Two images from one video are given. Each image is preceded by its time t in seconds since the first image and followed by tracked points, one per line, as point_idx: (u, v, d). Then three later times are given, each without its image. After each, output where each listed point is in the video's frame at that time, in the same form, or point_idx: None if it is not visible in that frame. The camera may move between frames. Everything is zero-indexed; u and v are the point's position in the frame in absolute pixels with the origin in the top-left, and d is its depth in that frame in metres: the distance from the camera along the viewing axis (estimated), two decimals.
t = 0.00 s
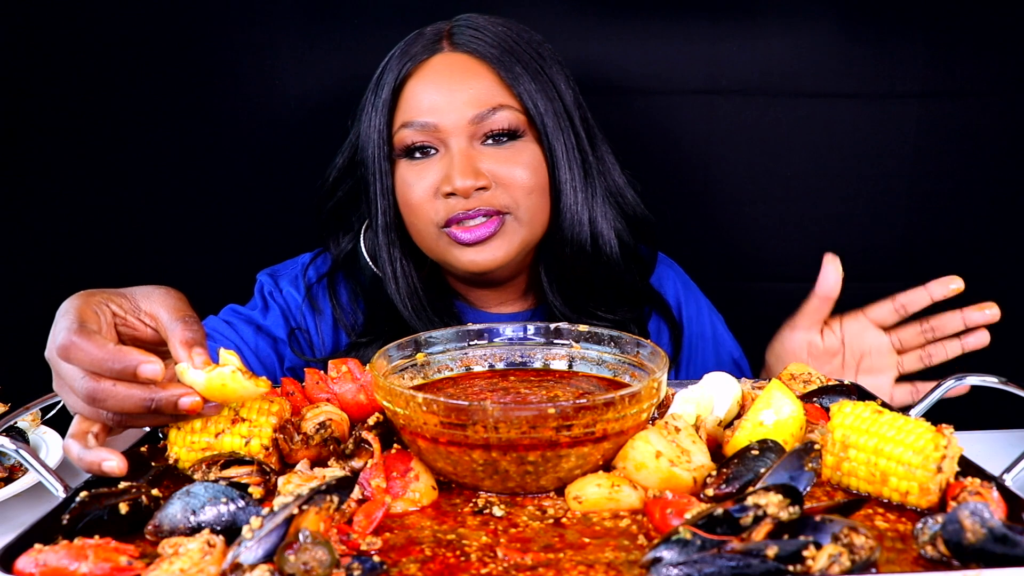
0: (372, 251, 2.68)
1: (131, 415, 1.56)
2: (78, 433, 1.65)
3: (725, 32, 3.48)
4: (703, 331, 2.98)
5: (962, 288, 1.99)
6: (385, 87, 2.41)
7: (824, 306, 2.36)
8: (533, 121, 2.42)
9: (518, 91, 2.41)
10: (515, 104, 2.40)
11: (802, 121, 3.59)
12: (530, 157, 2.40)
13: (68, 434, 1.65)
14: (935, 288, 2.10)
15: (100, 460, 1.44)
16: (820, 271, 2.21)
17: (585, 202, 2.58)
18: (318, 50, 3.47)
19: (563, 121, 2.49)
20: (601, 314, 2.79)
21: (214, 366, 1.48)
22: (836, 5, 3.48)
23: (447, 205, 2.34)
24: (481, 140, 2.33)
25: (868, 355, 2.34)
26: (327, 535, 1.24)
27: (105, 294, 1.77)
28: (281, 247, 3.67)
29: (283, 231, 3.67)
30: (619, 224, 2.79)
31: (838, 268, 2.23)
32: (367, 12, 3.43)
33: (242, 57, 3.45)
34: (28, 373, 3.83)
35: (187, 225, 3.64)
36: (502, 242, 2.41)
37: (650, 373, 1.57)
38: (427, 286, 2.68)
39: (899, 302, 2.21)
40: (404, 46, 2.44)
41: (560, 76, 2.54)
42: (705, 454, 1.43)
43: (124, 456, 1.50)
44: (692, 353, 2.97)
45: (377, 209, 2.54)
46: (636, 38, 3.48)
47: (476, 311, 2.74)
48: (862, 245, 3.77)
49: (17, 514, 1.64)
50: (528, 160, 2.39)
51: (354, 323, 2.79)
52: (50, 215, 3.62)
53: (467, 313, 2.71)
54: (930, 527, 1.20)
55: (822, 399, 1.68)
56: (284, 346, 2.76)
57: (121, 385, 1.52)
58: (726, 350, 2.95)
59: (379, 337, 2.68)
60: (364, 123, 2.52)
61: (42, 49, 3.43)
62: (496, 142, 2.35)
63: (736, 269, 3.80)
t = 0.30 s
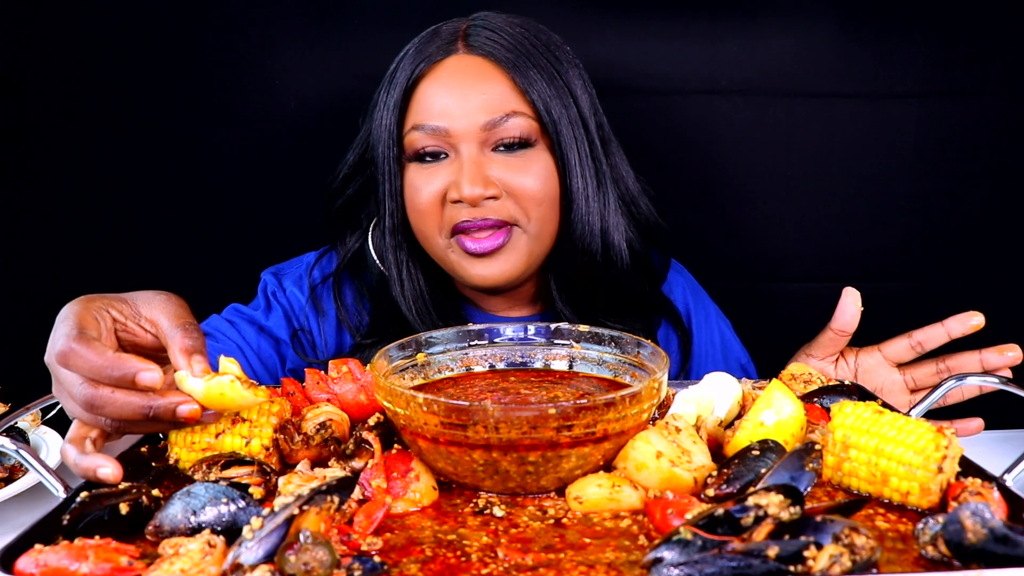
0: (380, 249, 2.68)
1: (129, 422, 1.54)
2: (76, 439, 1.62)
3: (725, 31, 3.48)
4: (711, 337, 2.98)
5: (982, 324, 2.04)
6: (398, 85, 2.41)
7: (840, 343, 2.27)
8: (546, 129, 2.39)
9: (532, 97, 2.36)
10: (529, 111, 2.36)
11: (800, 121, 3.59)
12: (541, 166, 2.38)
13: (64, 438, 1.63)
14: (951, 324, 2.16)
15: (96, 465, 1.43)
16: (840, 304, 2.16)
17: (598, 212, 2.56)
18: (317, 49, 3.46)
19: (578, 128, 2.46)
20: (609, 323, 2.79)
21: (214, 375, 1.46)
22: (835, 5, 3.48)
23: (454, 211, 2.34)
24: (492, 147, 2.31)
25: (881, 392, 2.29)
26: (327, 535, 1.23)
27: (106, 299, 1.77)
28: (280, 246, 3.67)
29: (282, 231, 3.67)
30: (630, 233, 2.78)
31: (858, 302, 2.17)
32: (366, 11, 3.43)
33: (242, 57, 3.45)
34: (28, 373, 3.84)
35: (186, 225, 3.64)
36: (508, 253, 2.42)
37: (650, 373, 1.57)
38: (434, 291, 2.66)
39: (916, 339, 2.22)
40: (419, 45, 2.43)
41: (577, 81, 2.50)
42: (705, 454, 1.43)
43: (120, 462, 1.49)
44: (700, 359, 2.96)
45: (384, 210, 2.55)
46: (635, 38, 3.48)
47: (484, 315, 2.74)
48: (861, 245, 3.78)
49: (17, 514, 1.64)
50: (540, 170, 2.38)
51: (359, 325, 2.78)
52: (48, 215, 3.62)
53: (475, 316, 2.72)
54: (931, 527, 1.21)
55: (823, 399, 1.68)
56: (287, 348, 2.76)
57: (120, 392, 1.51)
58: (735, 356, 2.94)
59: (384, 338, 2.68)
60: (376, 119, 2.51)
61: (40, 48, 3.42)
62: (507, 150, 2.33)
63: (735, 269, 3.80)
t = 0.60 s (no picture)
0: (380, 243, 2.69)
1: (141, 415, 1.56)
2: (88, 432, 1.59)
3: (726, 31, 3.48)
4: (709, 334, 2.99)
5: (984, 333, 2.03)
6: (400, 85, 2.41)
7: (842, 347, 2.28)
8: (546, 135, 2.38)
9: (531, 104, 2.35)
10: (529, 118, 2.35)
11: (801, 121, 3.59)
12: (537, 172, 2.38)
13: (78, 431, 1.60)
14: (951, 331, 2.15)
15: (109, 458, 1.43)
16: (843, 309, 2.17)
17: (597, 217, 2.55)
18: (317, 49, 3.47)
19: (579, 135, 2.46)
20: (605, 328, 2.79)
21: (225, 367, 1.49)
22: (835, 6, 3.49)
23: (447, 213, 2.35)
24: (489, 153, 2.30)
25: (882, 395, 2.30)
26: (328, 535, 1.23)
27: (117, 293, 1.77)
28: (280, 247, 3.67)
29: (283, 232, 3.67)
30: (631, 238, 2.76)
31: (859, 307, 2.19)
32: (366, 12, 3.43)
33: (242, 57, 3.45)
34: (29, 374, 3.84)
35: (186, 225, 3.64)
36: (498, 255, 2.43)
37: (650, 373, 1.57)
38: (430, 288, 2.66)
39: (916, 344, 2.24)
40: (424, 46, 2.43)
41: (581, 88, 2.49)
42: (705, 454, 1.43)
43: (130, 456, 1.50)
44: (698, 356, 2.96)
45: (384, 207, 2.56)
46: (635, 39, 3.48)
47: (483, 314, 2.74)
48: (862, 245, 3.78)
49: (18, 514, 1.64)
50: (535, 175, 2.37)
51: (360, 322, 2.79)
52: (49, 215, 3.62)
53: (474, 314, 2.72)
54: (931, 527, 1.20)
55: (822, 399, 1.68)
56: (287, 348, 2.76)
57: (133, 384, 1.52)
58: (734, 353, 2.96)
59: (385, 331, 2.69)
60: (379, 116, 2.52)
61: (42, 49, 3.43)
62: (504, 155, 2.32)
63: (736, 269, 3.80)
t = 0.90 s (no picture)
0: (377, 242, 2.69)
1: (150, 401, 1.56)
2: (98, 419, 1.60)
3: (726, 31, 3.48)
4: (700, 324, 3.00)
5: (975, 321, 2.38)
6: (396, 84, 2.41)
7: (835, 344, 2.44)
8: (537, 135, 2.38)
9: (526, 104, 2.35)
10: (522, 118, 2.35)
11: (801, 121, 3.59)
12: (530, 172, 2.38)
13: (87, 418, 1.61)
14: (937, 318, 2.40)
15: (119, 444, 1.47)
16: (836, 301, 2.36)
17: (588, 212, 2.56)
18: (317, 49, 3.46)
19: (571, 136, 2.45)
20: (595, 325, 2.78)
21: (233, 352, 1.49)
22: (835, 6, 3.49)
23: (441, 211, 2.35)
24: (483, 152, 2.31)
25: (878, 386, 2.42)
26: (328, 535, 1.23)
27: (124, 283, 1.78)
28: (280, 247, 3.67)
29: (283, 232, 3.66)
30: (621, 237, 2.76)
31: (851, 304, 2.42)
32: (366, 11, 3.43)
33: (242, 57, 3.45)
34: (29, 374, 3.84)
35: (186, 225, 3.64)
36: (490, 253, 2.43)
37: (650, 373, 1.57)
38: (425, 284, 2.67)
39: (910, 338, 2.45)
40: (420, 45, 2.43)
41: (574, 90, 2.49)
42: (705, 454, 1.43)
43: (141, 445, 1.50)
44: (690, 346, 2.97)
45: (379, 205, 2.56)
46: (636, 38, 3.48)
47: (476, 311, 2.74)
48: (862, 246, 3.77)
49: (18, 514, 1.64)
50: (526, 175, 2.37)
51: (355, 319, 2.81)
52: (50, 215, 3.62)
53: (466, 312, 2.71)
54: (931, 527, 1.21)
55: (822, 399, 1.68)
56: (285, 347, 2.76)
57: (142, 368, 1.52)
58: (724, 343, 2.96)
59: (379, 328, 2.68)
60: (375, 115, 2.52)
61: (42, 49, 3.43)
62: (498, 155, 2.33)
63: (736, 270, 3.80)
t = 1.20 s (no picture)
0: (377, 239, 2.73)
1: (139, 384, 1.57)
2: (87, 405, 1.65)
3: (726, 31, 3.49)
4: (697, 322, 3.02)
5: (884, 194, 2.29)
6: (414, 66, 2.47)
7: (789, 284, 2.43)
8: (552, 122, 2.41)
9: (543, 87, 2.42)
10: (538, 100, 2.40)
11: (801, 121, 3.59)
12: (543, 156, 2.39)
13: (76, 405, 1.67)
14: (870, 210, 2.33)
15: (108, 428, 1.55)
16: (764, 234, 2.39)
17: (594, 214, 2.55)
18: (317, 49, 3.47)
19: (581, 131, 2.48)
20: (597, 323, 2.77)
21: (221, 334, 1.48)
22: (834, 6, 3.49)
23: (454, 183, 2.33)
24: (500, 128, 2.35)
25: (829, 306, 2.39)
26: (327, 535, 1.23)
27: (114, 270, 1.78)
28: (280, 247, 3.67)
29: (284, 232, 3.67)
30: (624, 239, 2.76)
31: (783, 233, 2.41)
32: (366, 11, 3.43)
33: (242, 57, 3.45)
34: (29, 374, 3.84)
35: (186, 225, 3.64)
36: (498, 233, 2.37)
37: (650, 373, 1.57)
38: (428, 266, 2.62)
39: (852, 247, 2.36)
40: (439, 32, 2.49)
41: (585, 87, 2.55)
42: (705, 454, 1.43)
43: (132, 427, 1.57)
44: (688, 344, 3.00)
45: (389, 183, 2.49)
46: (636, 38, 3.48)
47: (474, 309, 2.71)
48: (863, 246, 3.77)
49: (17, 514, 1.64)
50: (539, 156, 2.38)
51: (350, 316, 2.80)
52: (50, 215, 3.62)
53: (465, 311, 2.69)
54: (930, 527, 1.20)
55: (822, 399, 1.68)
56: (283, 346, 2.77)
57: (130, 351, 1.53)
58: (720, 341, 3.01)
59: (375, 322, 2.69)
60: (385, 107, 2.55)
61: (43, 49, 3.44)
62: (513, 132, 2.36)
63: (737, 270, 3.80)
